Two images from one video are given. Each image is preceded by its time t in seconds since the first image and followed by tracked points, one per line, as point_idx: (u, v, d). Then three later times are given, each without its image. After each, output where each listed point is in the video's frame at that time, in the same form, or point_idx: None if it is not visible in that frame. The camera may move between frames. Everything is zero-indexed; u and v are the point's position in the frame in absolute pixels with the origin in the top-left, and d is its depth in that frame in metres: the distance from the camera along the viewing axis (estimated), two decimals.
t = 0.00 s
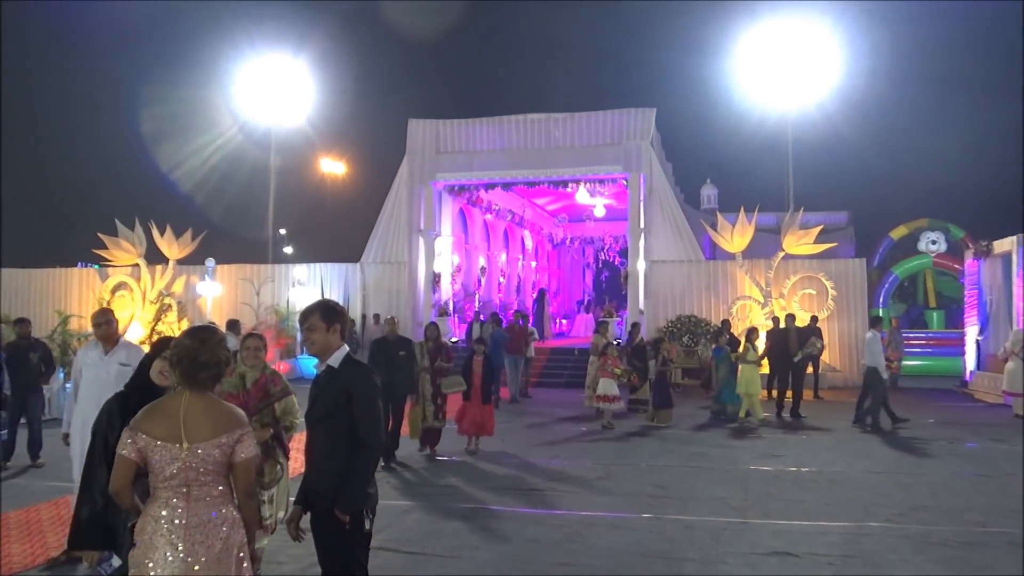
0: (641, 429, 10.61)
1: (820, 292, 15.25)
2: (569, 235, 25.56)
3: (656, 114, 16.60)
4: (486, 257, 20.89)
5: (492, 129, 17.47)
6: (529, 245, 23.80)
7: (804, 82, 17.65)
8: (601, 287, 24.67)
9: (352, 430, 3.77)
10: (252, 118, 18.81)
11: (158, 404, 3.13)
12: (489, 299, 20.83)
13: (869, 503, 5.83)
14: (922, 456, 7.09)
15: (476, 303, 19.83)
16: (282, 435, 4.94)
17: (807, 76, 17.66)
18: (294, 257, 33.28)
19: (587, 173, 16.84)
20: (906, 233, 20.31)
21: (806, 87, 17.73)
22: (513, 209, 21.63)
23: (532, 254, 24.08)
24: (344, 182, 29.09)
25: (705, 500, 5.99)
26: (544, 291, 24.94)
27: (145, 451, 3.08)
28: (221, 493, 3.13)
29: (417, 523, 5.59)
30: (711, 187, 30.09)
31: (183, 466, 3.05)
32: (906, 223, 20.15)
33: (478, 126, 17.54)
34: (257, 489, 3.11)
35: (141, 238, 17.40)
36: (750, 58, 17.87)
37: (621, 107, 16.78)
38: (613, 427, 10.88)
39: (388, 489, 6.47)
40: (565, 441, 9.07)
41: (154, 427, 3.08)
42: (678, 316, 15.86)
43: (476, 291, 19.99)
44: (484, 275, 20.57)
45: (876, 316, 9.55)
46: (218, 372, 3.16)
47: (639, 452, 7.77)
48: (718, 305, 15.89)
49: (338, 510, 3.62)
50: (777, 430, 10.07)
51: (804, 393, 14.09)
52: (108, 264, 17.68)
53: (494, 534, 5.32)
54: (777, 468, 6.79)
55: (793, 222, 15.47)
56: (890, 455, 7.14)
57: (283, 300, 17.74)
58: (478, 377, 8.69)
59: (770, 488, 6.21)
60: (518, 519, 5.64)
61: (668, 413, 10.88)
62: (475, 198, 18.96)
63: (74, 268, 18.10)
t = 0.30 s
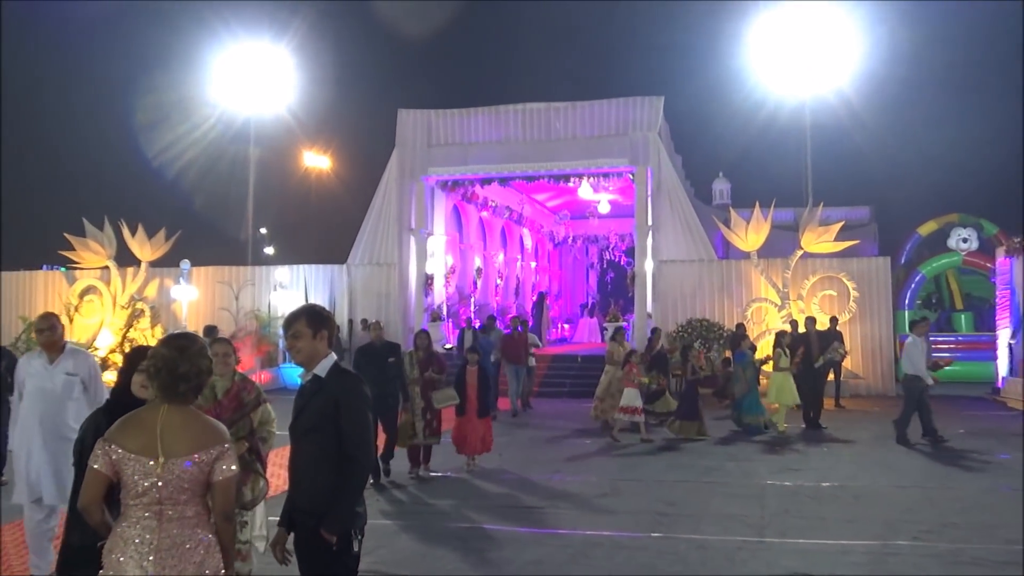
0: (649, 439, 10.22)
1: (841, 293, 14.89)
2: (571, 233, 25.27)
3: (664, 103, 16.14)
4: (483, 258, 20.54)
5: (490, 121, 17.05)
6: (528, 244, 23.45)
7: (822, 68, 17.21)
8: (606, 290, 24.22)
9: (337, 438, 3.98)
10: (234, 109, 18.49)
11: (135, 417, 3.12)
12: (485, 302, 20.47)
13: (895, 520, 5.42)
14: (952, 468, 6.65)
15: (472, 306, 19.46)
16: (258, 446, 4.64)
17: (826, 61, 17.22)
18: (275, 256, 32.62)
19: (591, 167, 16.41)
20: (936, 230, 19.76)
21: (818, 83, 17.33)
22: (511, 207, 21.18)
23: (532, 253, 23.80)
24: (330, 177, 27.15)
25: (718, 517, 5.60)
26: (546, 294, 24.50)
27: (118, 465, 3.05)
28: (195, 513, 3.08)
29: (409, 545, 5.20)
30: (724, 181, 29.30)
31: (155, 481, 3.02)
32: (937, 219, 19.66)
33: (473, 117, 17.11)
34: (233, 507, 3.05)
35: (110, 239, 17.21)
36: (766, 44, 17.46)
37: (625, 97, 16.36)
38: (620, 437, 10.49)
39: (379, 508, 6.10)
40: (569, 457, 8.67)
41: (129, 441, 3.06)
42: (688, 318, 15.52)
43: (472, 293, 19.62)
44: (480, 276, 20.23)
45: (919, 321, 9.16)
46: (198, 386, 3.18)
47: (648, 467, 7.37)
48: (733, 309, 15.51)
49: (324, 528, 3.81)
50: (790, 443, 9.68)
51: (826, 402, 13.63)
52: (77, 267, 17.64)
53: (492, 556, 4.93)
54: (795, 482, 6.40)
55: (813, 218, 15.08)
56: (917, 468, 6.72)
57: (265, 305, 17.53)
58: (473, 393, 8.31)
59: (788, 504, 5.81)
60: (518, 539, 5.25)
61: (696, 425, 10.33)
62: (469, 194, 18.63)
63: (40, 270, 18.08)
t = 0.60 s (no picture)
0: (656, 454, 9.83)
1: (862, 296, 14.48)
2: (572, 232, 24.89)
3: (672, 92, 15.79)
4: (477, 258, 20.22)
5: (487, 111, 16.74)
6: (524, 244, 23.17)
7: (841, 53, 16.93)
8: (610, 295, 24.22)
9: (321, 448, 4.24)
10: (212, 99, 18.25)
11: (105, 432, 3.20)
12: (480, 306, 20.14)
13: (921, 540, 5.03)
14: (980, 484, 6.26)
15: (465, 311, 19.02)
16: (234, 468, 4.26)
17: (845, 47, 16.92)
18: (255, 256, 31.98)
19: (592, 160, 16.11)
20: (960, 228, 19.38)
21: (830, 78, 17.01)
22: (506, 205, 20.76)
23: (529, 253, 23.45)
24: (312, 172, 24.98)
25: (730, 537, 5.22)
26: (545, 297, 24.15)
27: (88, 481, 3.13)
28: (168, 529, 3.19)
29: (397, 568, 4.84)
30: (737, 175, 28.37)
31: (129, 498, 3.11)
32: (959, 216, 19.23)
33: (467, 108, 16.80)
34: (209, 525, 3.18)
35: (76, 237, 16.79)
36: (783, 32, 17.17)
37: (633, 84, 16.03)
38: (626, 451, 10.05)
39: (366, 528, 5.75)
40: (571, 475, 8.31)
41: (100, 457, 3.14)
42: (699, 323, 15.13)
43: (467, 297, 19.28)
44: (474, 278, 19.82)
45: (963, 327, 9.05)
46: (172, 397, 3.26)
47: (656, 484, 7.01)
48: (746, 315, 15.14)
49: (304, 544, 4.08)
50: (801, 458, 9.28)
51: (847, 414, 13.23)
52: (39, 268, 16.97)
53: None
54: (813, 500, 6.03)
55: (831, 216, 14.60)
56: (944, 485, 6.33)
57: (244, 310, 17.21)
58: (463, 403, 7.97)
59: (806, 523, 5.43)
60: (515, 562, 4.88)
61: (728, 437, 9.72)
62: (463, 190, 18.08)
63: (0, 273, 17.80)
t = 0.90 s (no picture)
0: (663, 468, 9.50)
1: (886, 298, 14.14)
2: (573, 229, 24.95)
3: (681, 79, 15.45)
4: (472, 257, 20.11)
5: (481, 101, 16.38)
6: (522, 243, 22.70)
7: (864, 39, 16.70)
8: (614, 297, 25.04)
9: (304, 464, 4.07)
10: (187, 88, 17.96)
11: (71, 443, 2.99)
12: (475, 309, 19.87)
13: (950, 559, 4.69)
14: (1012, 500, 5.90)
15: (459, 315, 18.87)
16: (206, 492, 3.93)
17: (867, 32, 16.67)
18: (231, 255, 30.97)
19: (593, 154, 15.75)
20: (991, 225, 18.80)
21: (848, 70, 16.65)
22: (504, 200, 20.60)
23: (527, 253, 22.99)
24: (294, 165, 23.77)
25: (745, 557, 4.88)
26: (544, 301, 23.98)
27: (51, 497, 2.92)
28: (139, 550, 2.99)
29: None
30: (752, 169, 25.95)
31: (96, 515, 2.91)
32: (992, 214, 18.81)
33: (462, 97, 16.43)
34: (181, 546, 2.97)
35: (38, 237, 16.23)
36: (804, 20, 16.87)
37: (639, 71, 15.70)
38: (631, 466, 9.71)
39: (355, 551, 5.42)
40: (574, 493, 7.96)
41: (65, 472, 2.94)
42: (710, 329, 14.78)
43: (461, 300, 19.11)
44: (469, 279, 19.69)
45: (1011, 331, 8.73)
46: (142, 408, 3.05)
47: (665, 500, 6.68)
48: (761, 318, 14.78)
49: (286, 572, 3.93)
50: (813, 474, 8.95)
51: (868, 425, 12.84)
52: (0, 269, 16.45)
53: None
54: (833, 517, 5.69)
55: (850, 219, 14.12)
56: (975, 501, 5.96)
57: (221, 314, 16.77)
58: (458, 413, 7.66)
59: (826, 542, 5.10)
60: None
61: (761, 451, 9.39)
62: (455, 184, 18.02)
63: None
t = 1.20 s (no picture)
0: (674, 485, 9.28)
1: (916, 302, 13.83)
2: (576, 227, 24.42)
3: (694, 64, 15.03)
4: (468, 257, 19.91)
5: (479, 89, 15.99)
6: (523, 242, 23.15)
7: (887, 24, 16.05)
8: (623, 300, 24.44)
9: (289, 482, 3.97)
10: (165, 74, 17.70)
11: (39, 460, 2.91)
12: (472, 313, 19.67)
13: None
14: None
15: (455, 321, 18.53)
16: (179, 517, 3.56)
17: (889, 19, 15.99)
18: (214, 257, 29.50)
19: (599, 145, 15.45)
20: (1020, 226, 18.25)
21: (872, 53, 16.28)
22: (503, 194, 20.54)
23: (528, 253, 23.36)
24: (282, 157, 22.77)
25: None
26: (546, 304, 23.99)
27: (19, 516, 2.83)
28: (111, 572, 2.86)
29: None
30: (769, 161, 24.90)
31: (65, 533, 2.80)
32: None
33: (459, 85, 16.05)
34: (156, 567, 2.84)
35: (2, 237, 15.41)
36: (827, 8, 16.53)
37: (649, 58, 15.26)
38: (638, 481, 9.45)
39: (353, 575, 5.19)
40: (580, 510, 7.71)
41: (34, 489, 2.85)
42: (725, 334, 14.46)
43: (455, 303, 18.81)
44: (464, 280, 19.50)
45: None
46: (111, 419, 2.98)
47: (679, 518, 6.42)
48: (782, 323, 14.50)
49: None
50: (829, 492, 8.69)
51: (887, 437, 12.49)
52: None
53: None
54: (856, 538, 5.44)
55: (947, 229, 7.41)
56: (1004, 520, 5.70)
57: (199, 318, 16.42)
58: (459, 426, 7.40)
59: (851, 564, 4.84)
60: None
61: (798, 467, 8.95)
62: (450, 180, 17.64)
63: None
